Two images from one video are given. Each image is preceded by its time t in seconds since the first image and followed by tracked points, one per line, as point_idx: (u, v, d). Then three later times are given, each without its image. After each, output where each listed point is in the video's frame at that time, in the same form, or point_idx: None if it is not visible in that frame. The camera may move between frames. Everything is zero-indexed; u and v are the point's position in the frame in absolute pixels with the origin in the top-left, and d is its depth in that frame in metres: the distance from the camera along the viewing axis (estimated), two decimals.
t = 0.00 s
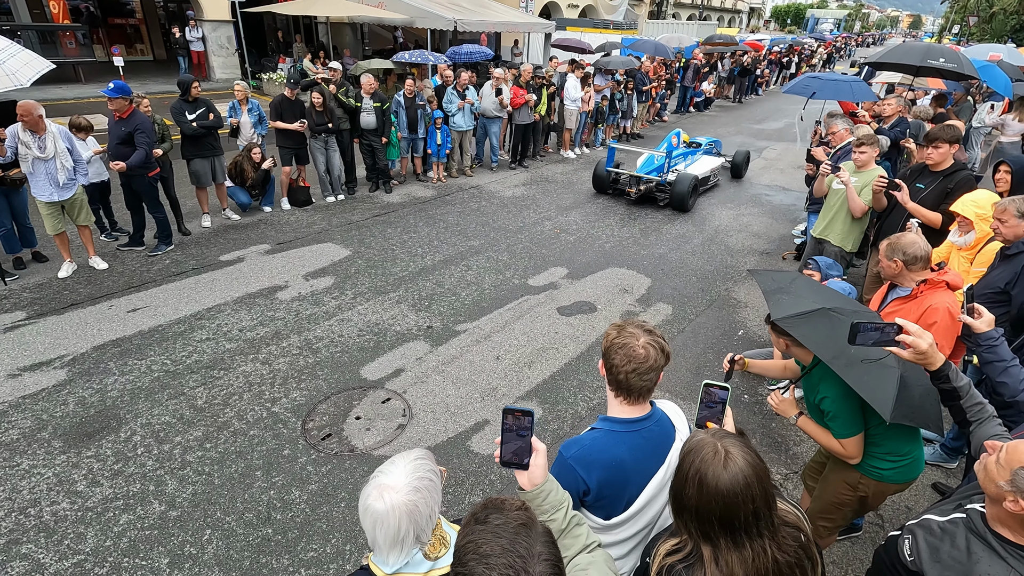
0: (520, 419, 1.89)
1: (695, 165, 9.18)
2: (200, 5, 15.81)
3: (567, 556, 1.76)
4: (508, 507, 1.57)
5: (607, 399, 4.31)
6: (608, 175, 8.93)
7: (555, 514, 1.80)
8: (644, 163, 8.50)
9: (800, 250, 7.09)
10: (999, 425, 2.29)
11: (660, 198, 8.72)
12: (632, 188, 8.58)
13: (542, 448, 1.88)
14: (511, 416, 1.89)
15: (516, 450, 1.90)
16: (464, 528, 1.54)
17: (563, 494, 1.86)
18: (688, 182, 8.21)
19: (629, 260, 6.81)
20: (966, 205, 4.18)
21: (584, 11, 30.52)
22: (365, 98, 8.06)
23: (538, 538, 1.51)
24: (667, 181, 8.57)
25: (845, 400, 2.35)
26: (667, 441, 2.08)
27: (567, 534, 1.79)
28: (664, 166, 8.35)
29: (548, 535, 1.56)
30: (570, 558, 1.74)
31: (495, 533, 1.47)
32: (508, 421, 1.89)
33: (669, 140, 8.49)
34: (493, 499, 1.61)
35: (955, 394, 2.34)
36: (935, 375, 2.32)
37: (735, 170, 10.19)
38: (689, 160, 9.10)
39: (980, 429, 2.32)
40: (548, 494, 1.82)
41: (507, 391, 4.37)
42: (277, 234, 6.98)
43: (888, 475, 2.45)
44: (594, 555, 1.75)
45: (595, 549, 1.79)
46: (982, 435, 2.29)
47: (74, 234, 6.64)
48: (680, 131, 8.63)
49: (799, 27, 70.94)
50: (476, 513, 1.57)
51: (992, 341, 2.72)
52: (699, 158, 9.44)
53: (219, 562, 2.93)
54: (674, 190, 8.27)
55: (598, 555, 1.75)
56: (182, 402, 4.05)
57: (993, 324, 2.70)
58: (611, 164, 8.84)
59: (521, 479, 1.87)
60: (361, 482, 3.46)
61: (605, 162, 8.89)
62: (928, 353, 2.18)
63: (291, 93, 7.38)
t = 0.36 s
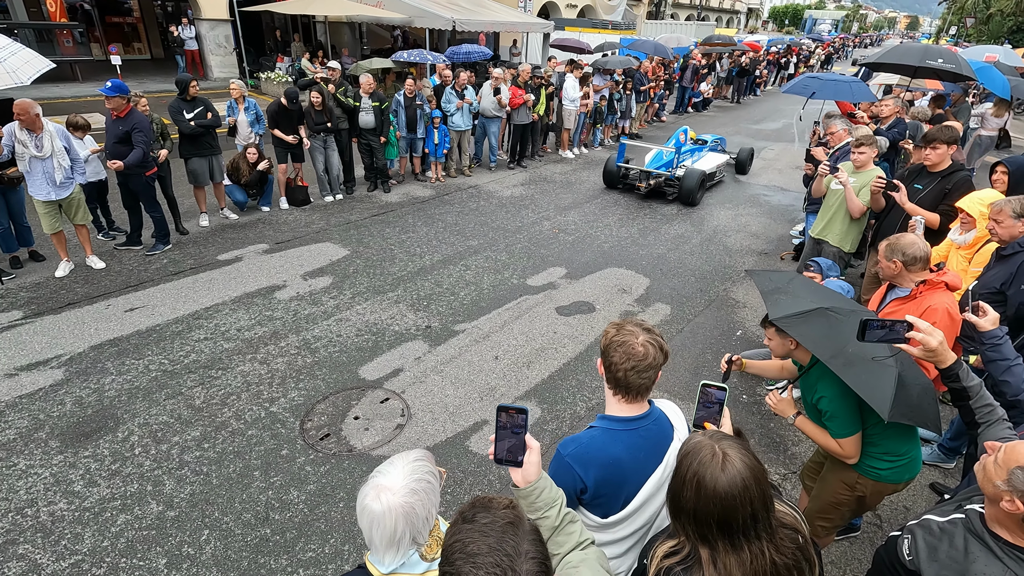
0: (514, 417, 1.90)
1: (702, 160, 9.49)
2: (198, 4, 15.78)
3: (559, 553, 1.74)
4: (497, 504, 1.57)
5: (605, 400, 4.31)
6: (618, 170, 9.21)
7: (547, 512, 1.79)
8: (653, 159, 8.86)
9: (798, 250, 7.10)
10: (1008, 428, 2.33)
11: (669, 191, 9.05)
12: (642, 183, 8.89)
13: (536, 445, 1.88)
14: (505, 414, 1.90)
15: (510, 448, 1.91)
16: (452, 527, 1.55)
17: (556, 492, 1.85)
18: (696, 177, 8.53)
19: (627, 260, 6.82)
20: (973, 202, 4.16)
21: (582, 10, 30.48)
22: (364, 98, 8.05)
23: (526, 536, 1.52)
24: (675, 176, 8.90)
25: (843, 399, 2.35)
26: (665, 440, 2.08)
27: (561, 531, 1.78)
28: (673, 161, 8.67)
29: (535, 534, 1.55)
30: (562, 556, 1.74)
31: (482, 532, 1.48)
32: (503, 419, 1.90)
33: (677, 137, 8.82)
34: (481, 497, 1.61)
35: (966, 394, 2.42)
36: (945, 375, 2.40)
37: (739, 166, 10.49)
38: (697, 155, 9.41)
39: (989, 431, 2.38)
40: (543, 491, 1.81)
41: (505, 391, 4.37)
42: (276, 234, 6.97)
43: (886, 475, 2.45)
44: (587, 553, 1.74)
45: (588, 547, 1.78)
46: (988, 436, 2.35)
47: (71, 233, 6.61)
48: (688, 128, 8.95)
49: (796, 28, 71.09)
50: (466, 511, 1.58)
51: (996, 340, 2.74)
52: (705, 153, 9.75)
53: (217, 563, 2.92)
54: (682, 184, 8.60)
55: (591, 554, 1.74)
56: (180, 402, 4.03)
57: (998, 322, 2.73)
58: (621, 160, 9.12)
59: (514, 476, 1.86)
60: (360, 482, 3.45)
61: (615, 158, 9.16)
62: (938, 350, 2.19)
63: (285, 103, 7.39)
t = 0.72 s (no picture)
0: (508, 416, 1.87)
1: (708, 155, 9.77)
2: (195, 4, 15.75)
3: (554, 552, 1.76)
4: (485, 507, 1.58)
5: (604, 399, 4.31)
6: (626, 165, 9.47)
7: (542, 511, 1.80)
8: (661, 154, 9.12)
9: (796, 249, 7.11)
10: (1013, 429, 2.41)
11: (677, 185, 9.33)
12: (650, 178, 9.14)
13: (530, 444, 1.84)
14: (499, 413, 1.87)
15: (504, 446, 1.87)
16: (439, 530, 1.57)
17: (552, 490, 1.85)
18: (703, 171, 8.79)
19: (626, 259, 6.82)
20: (962, 202, 4.21)
21: (580, 10, 30.44)
22: (363, 97, 8.04)
23: (512, 539, 1.55)
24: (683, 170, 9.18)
25: (840, 397, 2.34)
26: (661, 435, 2.08)
27: (556, 529, 1.79)
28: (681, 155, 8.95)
29: (521, 535, 1.59)
30: (558, 554, 1.75)
31: (468, 536, 1.50)
32: (497, 417, 1.87)
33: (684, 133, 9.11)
34: (468, 501, 1.63)
35: (973, 391, 2.49)
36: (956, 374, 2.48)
37: (743, 161, 10.82)
38: (703, 150, 9.68)
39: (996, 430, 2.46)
40: (537, 489, 1.81)
41: (504, 391, 4.36)
42: (274, 234, 6.96)
43: (884, 473, 2.45)
44: (581, 551, 1.75)
45: (583, 545, 1.79)
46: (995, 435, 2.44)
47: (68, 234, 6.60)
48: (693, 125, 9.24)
49: (794, 27, 71.15)
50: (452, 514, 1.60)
51: (996, 339, 2.75)
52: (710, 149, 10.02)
53: (216, 564, 2.91)
54: (690, 178, 8.86)
55: (586, 552, 1.75)
56: (178, 404, 4.03)
57: (998, 321, 2.74)
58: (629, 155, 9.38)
59: (509, 475, 1.85)
60: (358, 483, 3.45)
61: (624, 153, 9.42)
62: (948, 345, 2.30)
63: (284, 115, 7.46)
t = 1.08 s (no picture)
0: (510, 417, 1.88)
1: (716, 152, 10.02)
2: (196, 4, 15.76)
3: (557, 554, 1.75)
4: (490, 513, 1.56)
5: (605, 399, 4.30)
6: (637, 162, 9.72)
7: (545, 512, 1.79)
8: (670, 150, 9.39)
9: (798, 249, 7.10)
10: None
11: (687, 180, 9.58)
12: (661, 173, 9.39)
13: (532, 445, 1.83)
14: (502, 414, 1.88)
15: (506, 446, 1.89)
16: (442, 537, 1.56)
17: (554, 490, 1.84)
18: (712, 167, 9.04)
19: (627, 259, 6.81)
20: (966, 199, 4.22)
21: (582, 10, 30.41)
22: (364, 97, 8.04)
23: (517, 546, 1.54)
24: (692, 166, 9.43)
25: (842, 399, 2.34)
26: (659, 432, 2.07)
27: (558, 530, 1.78)
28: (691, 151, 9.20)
29: (526, 540, 1.58)
30: (561, 556, 1.74)
31: (472, 543, 1.49)
32: (499, 419, 1.88)
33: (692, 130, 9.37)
34: (471, 506, 1.63)
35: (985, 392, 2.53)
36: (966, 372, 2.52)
37: (749, 157, 11.07)
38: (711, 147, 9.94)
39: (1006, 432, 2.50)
40: (538, 491, 1.80)
41: (505, 391, 4.36)
42: (275, 233, 6.96)
43: (886, 475, 2.44)
44: (584, 554, 1.74)
45: (586, 547, 1.78)
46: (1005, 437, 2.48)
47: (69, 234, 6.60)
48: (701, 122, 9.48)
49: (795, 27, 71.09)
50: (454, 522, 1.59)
51: (998, 341, 2.75)
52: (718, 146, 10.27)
53: (217, 564, 2.91)
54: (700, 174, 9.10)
55: (589, 554, 1.74)
56: (179, 403, 4.02)
57: (1000, 324, 2.74)
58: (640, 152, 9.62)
59: (512, 476, 1.84)
60: (359, 483, 3.44)
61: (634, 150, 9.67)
62: (960, 344, 2.46)
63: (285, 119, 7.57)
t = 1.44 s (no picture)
0: (511, 418, 1.87)
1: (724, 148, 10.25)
2: (198, 3, 15.78)
3: (560, 554, 1.75)
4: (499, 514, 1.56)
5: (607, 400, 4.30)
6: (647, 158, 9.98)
7: (547, 513, 1.78)
8: (679, 147, 9.65)
9: (799, 249, 7.09)
10: None
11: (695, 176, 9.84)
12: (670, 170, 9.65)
13: (534, 446, 1.82)
14: (503, 415, 1.87)
15: (508, 447, 1.87)
16: (450, 541, 1.55)
17: (554, 489, 1.84)
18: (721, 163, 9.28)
19: (628, 259, 6.80)
20: (972, 198, 4.21)
21: (584, 9, 30.41)
22: (366, 97, 8.06)
23: (525, 550, 1.53)
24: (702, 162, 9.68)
25: (844, 400, 2.34)
26: (659, 429, 2.07)
27: (561, 530, 1.78)
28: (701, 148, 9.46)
29: (534, 545, 1.58)
30: (563, 556, 1.74)
31: (481, 545, 1.49)
32: (501, 419, 1.87)
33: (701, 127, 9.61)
34: (479, 509, 1.62)
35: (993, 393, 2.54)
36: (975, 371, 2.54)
37: (756, 155, 11.33)
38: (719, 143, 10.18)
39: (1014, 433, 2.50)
40: (540, 491, 1.80)
41: (506, 391, 4.36)
42: (276, 233, 6.96)
43: (889, 476, 2.44)
44: (587, 554, 1.73)
45: (589, 547, 1.77)
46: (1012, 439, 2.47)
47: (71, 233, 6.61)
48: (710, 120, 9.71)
49: (797, 27, 71.01)
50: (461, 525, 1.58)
51: (1001, 341, 2.74)
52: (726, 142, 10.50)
53: (218, 563, 2.91)
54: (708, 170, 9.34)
55: (592, 554, 1.74)
56: (181, 403, 4.03)
57: (1002, 324, 2.73)
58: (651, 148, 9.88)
59: (513, 477, 1.83)
60: (360, 483, 3.44)
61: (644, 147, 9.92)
62: (969, 342, 2.51)
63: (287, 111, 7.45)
